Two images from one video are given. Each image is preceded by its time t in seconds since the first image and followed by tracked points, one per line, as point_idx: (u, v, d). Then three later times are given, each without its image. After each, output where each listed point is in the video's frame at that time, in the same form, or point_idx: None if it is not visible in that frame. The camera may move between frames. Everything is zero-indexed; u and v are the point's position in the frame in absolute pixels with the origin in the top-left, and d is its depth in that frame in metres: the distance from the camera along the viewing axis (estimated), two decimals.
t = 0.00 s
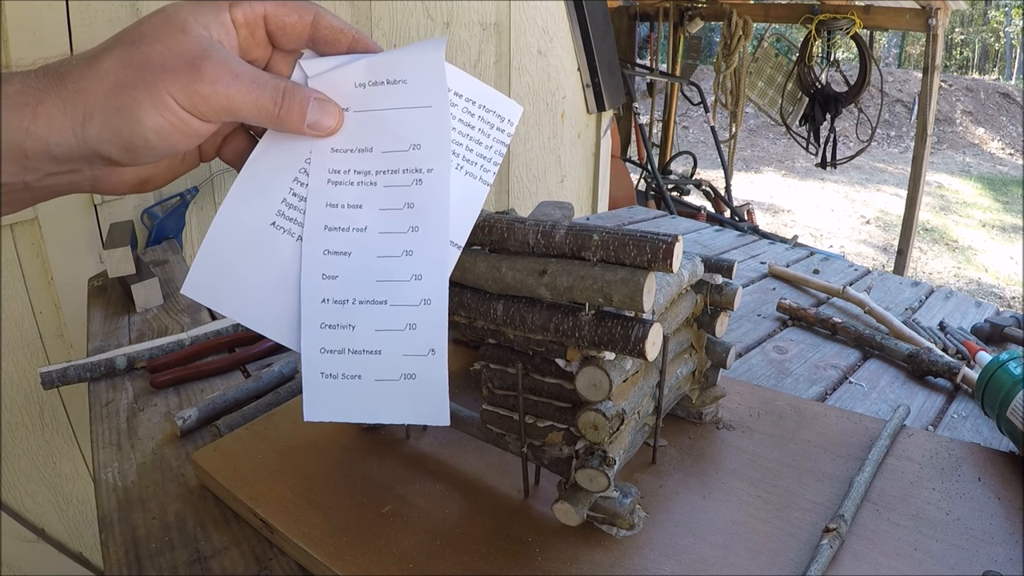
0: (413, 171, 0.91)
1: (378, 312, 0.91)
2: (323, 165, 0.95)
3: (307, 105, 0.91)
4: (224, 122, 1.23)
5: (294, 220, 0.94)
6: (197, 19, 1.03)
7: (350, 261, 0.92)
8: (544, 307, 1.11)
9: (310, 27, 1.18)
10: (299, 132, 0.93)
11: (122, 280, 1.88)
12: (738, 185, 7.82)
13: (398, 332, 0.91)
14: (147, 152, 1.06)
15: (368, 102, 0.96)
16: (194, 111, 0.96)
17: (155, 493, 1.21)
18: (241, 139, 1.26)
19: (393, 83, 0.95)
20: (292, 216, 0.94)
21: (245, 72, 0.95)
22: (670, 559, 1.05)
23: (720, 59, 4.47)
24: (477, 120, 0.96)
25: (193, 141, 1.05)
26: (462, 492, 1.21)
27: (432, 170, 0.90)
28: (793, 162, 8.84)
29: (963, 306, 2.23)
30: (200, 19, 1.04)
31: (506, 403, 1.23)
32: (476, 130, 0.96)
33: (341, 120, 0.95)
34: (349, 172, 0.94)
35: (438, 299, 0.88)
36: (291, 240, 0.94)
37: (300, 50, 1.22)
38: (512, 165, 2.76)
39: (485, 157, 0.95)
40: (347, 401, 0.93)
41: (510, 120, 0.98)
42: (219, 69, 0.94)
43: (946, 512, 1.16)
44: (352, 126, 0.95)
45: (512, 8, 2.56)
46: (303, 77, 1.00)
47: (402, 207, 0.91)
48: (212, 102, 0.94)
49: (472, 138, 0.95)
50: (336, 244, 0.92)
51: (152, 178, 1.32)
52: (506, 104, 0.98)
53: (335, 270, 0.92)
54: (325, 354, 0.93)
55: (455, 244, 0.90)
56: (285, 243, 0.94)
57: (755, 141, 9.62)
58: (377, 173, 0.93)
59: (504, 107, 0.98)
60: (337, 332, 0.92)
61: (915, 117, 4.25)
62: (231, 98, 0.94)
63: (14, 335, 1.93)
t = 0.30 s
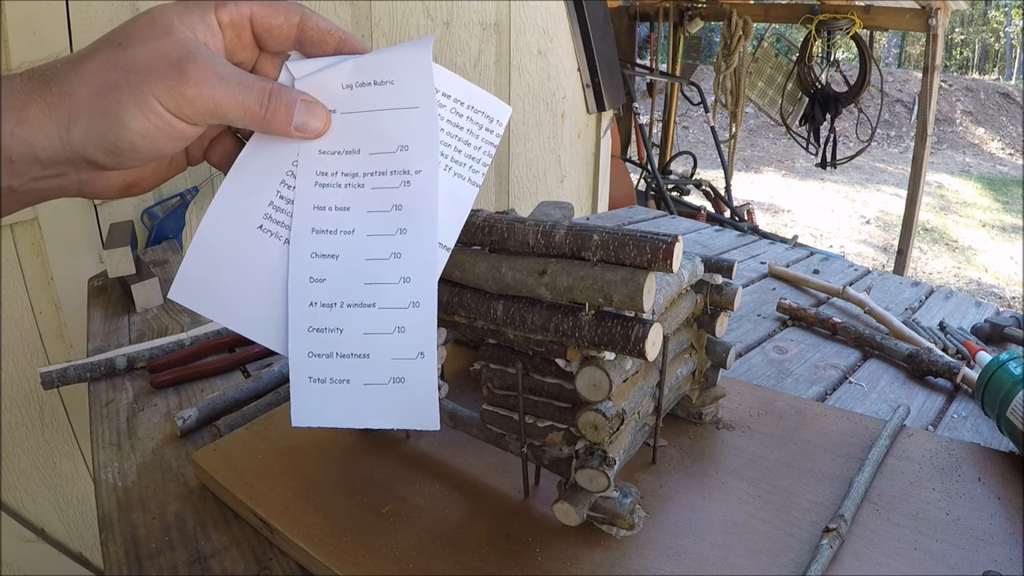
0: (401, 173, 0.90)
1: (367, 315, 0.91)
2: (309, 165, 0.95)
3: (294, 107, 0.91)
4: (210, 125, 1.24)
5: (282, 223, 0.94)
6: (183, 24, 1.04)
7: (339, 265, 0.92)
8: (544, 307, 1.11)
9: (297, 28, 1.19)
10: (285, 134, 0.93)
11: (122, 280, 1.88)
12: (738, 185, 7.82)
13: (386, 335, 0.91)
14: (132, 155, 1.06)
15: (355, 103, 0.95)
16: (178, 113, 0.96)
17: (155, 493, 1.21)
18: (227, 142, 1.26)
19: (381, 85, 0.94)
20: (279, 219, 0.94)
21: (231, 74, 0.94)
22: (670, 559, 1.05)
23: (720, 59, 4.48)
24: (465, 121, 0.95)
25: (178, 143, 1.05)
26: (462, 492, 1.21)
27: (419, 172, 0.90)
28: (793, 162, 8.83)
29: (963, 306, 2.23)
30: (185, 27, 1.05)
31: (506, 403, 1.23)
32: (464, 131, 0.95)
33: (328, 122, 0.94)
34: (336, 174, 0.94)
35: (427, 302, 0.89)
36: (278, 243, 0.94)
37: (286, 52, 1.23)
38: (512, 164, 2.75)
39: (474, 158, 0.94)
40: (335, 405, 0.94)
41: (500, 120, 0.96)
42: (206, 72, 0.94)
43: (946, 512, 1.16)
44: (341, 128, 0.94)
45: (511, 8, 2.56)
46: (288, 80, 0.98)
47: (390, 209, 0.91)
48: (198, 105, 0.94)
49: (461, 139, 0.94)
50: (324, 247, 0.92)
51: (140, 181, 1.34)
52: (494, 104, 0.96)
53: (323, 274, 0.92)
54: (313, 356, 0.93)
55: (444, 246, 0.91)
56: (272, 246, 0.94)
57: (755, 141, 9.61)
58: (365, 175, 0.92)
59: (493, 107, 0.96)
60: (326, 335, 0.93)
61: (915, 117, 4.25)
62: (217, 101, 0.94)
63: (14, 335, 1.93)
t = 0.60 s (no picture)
0: (369, 177, 0.90)
1: (335, 317, 0.91)
2: (284, 171, 0.94)
3: (263, 113, 0.90)
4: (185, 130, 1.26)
5: (254, 226, 0.94)
6: (157, 33, 1.05)
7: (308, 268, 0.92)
8: (544, 307, 1.11)
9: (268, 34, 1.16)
10: (256, 139, 0.93)
11: (122, 280, 1.88)
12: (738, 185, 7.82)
13: (355, 337, 0.91)
14: (105, 160, 1.05)
15: (326, 108, 0.94)
16: (151, 119, 0.96)
17: (156, 493, 1.21)
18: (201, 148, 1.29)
19: (349, 89, 0.93)
20: (251, 223, 0.94)
21: (202, 81, 0.94)
22: (670, 559, 1.05)
23: (720, 59, 4.48)
24: (432, 125, 0.94)
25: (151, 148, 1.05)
26: (462, 492, 1.21)
27: (387, 176, 0.89)
28: (793, 162, 8.83)
29: (963, 306, 2.23)
30: (160, 36, 1.05)
31: (506, 403, 1.23)
32: (433, 134, 0.94)
33: (299, 127, 0.94)
34: (306, 179, 0.93)
35: (393, 306, 0.89)
36: (250, 247, 0.94)
37: (258, 57, 1.23)
38: (512, 164, 2.75)
39: (442, 161, 0.93)
40: (307, 405, 0.94)
41: (467, 123, 0.96)
42: (180, 78, 0.94)
43: (946, 512, 1.16)
44: (311, 133, 0.94)
45: (511, 8, 2.56)
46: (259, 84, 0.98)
47: (359, 212, 0.90)
48: (167, 109, 0.94)
49: (429, 142, 0.93)
50: (295, 250, 0.92)
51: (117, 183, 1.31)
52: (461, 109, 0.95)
53: (294, 277, 0.92)
54: (285, 358, 0.93)
55: (411, 249, 0.90)
56: (244, 250, 0.94)
57: (755, 140, 9.62)
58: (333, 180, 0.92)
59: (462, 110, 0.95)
60: (297, 337, 0.93)
61: (915, 117, 4.25)
62: (187, 106, 0.94)
63: (14, 335, 1.92)
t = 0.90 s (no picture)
0: (226, 335, 0.59)
1: (169, 496, 0.57)
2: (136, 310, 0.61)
3: (126, 248, 0.58)
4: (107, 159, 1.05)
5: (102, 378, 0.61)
6: (14, 144, 0.67)
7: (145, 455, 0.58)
8: (544, 307, 1.12)
9: (149, 145, 0.78)
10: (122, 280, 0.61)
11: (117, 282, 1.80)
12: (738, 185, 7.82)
13: (190, 504, 0.58)
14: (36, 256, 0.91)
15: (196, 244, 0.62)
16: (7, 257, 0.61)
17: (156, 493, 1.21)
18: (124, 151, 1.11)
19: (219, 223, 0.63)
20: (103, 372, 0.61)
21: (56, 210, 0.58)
22: (669, 560, 1.05)
23: (720, 59, 4.48)
24: (318, 276, 0.70)
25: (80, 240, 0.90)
26: (461, 492, 1.21)
27: (250, 336, 0.58)
28: (794, 163, 8.83)
29: (963, 306, 2.23)
30: (17, 145, 0.67)
31: (506, 403, 1.23)
32: (317, 287, 0.70)
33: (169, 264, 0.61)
34: (161, 325, 0.60)
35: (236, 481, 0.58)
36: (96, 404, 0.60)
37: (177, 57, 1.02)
38: (512, 164, 2.75)
39: (324, 321, 0.69)
40: None
41: (365, 274, 0.72)
42: (21, 205, 0.57)
43: (946, 512, 1.16)
44: (182, 274, 0.61)
45: (511, 7, 2.56)
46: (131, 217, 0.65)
47: (207, 379, 0.58)
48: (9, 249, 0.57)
49: (312, 294, 0.69)
50: (141, 412, 0.59)
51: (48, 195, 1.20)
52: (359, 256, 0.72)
53: (137, 445, 0.58)
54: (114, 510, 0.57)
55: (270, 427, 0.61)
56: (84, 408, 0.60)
57: (755, 140, 9.62)
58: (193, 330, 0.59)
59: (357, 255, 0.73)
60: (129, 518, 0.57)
61: (915, 117, 4.25)
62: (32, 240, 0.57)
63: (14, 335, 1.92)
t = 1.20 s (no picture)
0: (158, 390, 0.55)
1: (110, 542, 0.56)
2: (76, 362, 0.57)
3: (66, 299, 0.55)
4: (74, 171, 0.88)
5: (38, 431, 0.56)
6: None
7: (78, 506, 0.55)
8: (544, 307, 1.11)
9: (103, 175, 0.74)
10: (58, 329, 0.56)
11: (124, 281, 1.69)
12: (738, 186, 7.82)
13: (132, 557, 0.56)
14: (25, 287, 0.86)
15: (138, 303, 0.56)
16: None
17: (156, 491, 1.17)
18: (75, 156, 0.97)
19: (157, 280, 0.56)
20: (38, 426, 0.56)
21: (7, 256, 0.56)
22: (669, 560, 1.05)
23: (720, 59, 4.48)
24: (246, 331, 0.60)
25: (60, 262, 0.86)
26: (462, 492, 1.21)
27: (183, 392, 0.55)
28: (794, 163, 8.83)
29: (963, 306, 2.23)
30: None
31: (506, 403, 1.23)
32: (248, 344, 0.60)
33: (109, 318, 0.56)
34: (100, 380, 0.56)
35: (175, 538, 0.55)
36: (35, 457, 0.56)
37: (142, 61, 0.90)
38: (512, 164, 2.74)
39: (253, 379, 0.59)
40: None
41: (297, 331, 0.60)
42: None
43: (946, 512, 1.16)
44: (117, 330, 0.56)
45: (510, 7, 2.55)
46: (75, 273, 0.61)
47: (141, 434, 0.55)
48: None
49: (241, 351, 0.59)
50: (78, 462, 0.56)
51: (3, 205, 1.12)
52: (291, 309, 0.60)
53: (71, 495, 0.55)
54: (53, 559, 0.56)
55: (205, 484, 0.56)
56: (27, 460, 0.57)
57: (755, 140, 9.61)
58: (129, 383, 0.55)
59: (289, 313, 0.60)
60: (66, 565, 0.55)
61: (915, 117, 4.24)
62: None
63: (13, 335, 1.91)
